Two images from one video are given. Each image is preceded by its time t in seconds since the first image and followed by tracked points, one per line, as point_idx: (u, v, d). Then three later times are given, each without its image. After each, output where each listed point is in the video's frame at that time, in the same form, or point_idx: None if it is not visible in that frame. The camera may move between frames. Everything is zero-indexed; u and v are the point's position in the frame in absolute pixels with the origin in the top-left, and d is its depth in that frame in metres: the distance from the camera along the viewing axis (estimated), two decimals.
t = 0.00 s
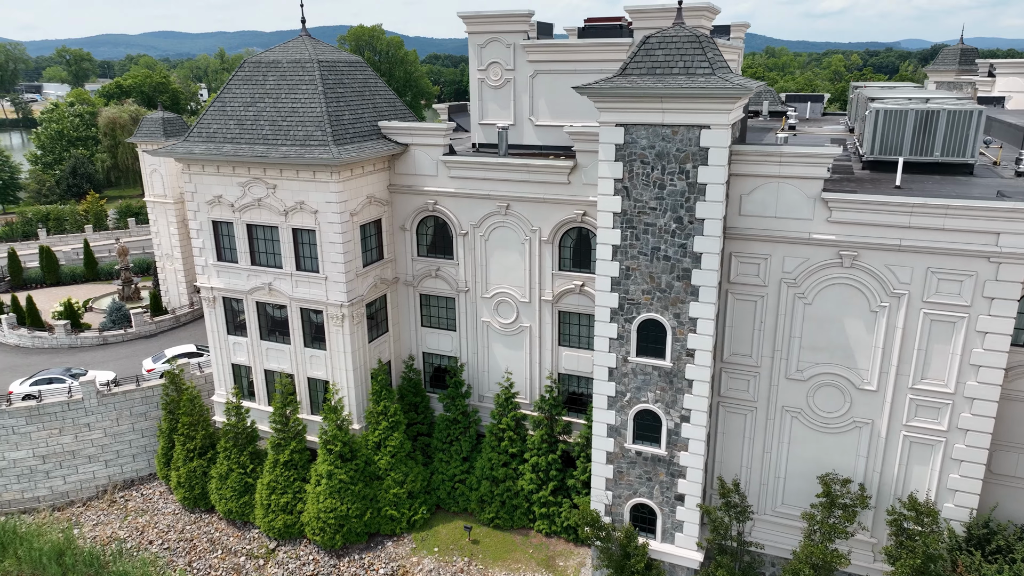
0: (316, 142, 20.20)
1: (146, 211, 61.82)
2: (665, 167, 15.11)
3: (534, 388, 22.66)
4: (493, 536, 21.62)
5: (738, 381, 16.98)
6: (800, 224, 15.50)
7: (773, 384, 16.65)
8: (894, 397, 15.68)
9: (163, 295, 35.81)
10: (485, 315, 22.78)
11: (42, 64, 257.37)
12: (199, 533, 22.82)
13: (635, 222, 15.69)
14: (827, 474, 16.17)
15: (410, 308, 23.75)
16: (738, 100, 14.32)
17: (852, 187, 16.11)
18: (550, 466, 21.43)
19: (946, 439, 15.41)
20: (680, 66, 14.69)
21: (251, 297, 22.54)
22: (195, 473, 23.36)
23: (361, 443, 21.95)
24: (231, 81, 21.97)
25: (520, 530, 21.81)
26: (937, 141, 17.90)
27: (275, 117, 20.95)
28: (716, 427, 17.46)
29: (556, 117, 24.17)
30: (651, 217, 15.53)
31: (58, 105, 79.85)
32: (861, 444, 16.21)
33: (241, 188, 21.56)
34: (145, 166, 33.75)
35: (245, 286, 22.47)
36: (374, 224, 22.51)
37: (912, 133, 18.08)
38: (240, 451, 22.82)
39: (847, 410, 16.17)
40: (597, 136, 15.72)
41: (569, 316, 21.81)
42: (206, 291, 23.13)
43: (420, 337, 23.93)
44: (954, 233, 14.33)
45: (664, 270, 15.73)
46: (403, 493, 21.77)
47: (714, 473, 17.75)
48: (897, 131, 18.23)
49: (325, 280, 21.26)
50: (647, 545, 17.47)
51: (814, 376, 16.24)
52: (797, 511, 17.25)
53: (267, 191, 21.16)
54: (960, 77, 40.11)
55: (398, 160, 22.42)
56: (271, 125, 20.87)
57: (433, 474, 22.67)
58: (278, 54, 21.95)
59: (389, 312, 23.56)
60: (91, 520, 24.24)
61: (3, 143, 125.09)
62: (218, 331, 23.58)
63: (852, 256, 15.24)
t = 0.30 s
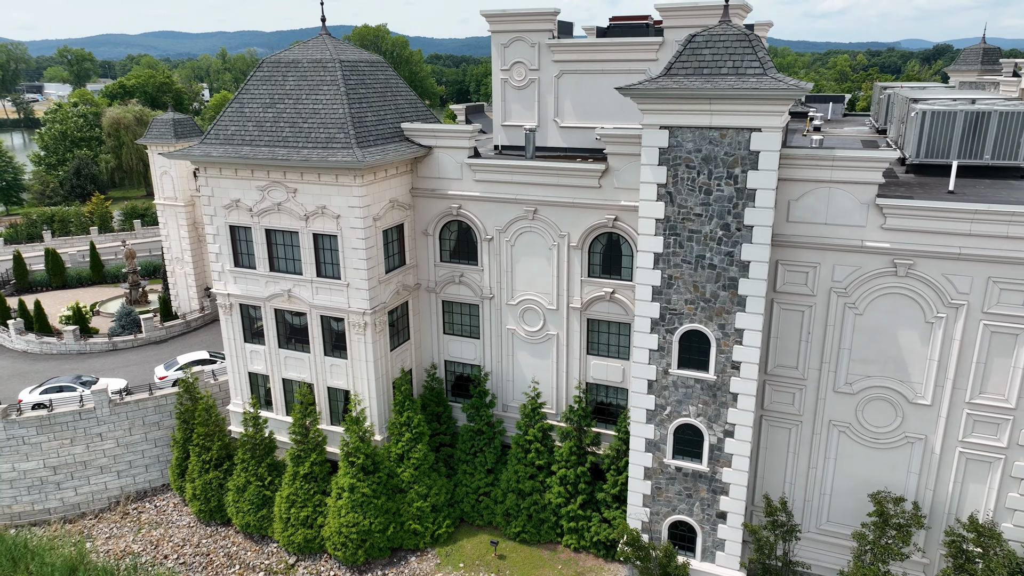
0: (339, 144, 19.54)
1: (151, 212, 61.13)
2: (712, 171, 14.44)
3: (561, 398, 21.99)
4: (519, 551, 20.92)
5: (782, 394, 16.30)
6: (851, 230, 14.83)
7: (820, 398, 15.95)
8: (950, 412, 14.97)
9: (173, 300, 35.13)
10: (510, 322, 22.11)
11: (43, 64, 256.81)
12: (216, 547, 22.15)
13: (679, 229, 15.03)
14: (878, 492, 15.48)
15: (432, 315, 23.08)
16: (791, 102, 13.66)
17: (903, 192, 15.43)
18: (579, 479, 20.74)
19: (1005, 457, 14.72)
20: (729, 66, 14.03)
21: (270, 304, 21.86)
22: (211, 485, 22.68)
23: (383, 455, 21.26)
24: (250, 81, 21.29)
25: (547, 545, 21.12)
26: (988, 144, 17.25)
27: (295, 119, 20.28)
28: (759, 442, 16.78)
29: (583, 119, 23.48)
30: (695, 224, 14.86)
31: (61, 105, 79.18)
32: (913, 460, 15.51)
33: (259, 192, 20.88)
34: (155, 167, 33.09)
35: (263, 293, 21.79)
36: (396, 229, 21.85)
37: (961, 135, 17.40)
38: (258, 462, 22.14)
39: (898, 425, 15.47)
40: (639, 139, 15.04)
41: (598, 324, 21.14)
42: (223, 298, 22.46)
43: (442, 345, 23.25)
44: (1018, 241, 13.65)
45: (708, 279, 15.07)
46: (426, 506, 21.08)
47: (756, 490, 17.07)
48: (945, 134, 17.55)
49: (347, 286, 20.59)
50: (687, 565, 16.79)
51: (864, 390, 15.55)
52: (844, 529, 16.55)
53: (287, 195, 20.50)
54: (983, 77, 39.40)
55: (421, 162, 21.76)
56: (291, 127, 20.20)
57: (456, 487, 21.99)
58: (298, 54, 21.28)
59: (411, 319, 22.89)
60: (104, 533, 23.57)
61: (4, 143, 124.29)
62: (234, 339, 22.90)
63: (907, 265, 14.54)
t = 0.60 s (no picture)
0: (363, 147, 18.87)
1: (157, 214, 60.41)
2: (764, 177, 13.76)
3: (589, 408, 21.33)
4: (548, 567, 20.23)
5: (831, 409, 15.60)
6: (908, 238, 14.14)
7: (872, 413, 15.25)
8: (1012, 429, 14.27)
9: (183, 305, 34.47)
10: (536, 330, 21.44)
11: (44, 64, 256.16)
12: (234, 562, 21.48)
13: (727, 237, 14.36)
14: (935, 512, 14.79)
15: (456, 323, 22.41)
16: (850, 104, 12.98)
17: (960, 198, 14.75)
18: (611, 493, 20.06)
19: None
20: (784, 66, 13.36)
21: (290, 312, 21.19)
22: (228, 498, 22.00)
23: (407, 468, 20.58)
24: (270, 82, 20.64)
25: (576, 561, 20.43)
26: None
27: (317, 121, 19.63)
28: (806, 459, 16.08)
29: (610, 121, 22.82)
30: (745, 231, 14.19)
31: (65, 106, 78.49)
32: (971, 479, 14.82)
33: (280, 196, 20.22)
34: (166, 170, 32.44)
35: (283, 300, 21.12)
36: (420, 234, 21.18)
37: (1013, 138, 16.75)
38: (277, 475, 21.47)
39: (955, 442, 14.78)
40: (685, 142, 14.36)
41: (629, 332, 20.46)
42: (241, 305, 21.79)
43: (465, 353, 22.58)
44: None
45: (758, 289, 14.40)
46: (452, 521, 20.39)
47: (802, 507, 16.37)
48: (996, 137, 16.89)
49: (370, 294, 19.92)
50: None
51: (919, 405, 14.85)
52: (893, 550, 15.85)
53: (309, 200, 19.84)
54: (1006, 77, 38.71)
55: (445, 166, 21.10)
56: (314, 129, 19.54)
57: (482, 500, 21.31)
58: (319, 54, 20.61)
59: (434, 327, 22.23)
60: (117, 547, 22.90)
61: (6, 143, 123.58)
62: (252, 348, 22.22)
63: (968, 275, 13.85)
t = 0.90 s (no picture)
0: (390, 150, 18.21)
1: (163, 216, 59.61)
2: (821, 182, 13.09)
3: (620, 419, 20.68)
4: None
5: (885, 424, 14.89)
6: (972, 247, 13.45)
7: (929, 429, 14.54)
8: None
9: (194, 309, 33.82)
10: (565, 338, 20.78)
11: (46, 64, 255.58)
12: None
13: (780, 245, 13.69)
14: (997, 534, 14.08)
15: (481, 331, 21.74)
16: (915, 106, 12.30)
17: None
18: (644, 508, 19.38)
19: None
20: (844, 67, 12.71)
21: (311, 319, 20.52)
22: (247, 512, 21.33)
23: (433, 482, 19.90)
24: (291, 83, 19.98)
25: None
26: None
27: (341, 123, 18.97)
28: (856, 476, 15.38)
29: (639, 123, 22.16)
30: (799, 239, 13.52)
31: (69, 106, 77.84)
32: None
33: (302, 200, 19.55)
34: (177, 172, 31.80)
35: (304, 308, 20.46)
36: (445, 240, 20.54)
37: None
38: (299, 488, 20.82)
39: (1018, 459, 14.08)
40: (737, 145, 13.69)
41: (662, 341, 19.79)
42: (260, 312, 21.12)
43: (491, 362, 21.93)
44: None
45: (812, 300, 13.73)
46: (479, 537, 19.69)
47: (852, 526, 15.67)
48: None
49: (396, 302, 19.26)
50: None
51: (979, 421, 14.16)
52: (948, 571, 15.17)
53: (332, 205, 19.18)
54: None
55: (472, 169, 20.46)
56: (337, 132, 18.89)
57: (509, 514, 20.63)
58: (342, 53, 19.95)
59: (458, 335, 21.58)
60: (132, 561, 22.24)
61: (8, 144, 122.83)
62: (271, 356, 21.55)
63: None
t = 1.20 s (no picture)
0: (419, 154, 17.57)
1: (169, 218, 58.83)
2: (884, 188, 12.45)
3: (653, 431, 20.03)
4: None
5: (943, 441, 14.24)
6: None
7: (991, 446, 13.89)
8: None
9: (206, 314, 33.16)
10: (596, 347, 20.13)
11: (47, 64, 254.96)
12: None
13: (838, 254, 13.04)
14: None
15: (508, 339, 21.10)
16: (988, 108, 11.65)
17: None
18: (680, 524, 18.66)
19: None
20: (909, 67, 12.05)
21: (334, 328, 19.87)
22: (267, 526, 20.68)
23: (460, 496, 19.23)
24: (314, 84, 19.35)
25: None
26: None
27: (368, 125, 18.34)
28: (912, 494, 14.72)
29: (671, 125, 21.53)
30: (859, 248, 12.88)
31: (73, 106, 77.16)
32: None
33: (325, 205, 18.90)
34: (189, 175, 31.17)
35: (327, 316, 19.82)
36: (472, 246, 19.90)
37: None
38: (322, 501, 20.21)
39: None
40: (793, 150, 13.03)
41: (698, 351, 19.14)
42: (280, 320, 20.47)
43: (518, 371, 21.29)
44: None
45: (872, 311, 13.08)
46: (509, 553, 18.97)
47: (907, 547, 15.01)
48: None
49: (423, 310, 18.62)
50: None
51: None
52: None
53: (358, 210, 18.53)
54: None
55: (500, 173, 19.83)
56: (364, 134, 18.25)
57: (538, 530, 19.93)
58: (367, 53, 19.32)
59: (485, 343, 20.94)
60: None
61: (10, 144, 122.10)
62: (292, 365, 20.90)
63: None
